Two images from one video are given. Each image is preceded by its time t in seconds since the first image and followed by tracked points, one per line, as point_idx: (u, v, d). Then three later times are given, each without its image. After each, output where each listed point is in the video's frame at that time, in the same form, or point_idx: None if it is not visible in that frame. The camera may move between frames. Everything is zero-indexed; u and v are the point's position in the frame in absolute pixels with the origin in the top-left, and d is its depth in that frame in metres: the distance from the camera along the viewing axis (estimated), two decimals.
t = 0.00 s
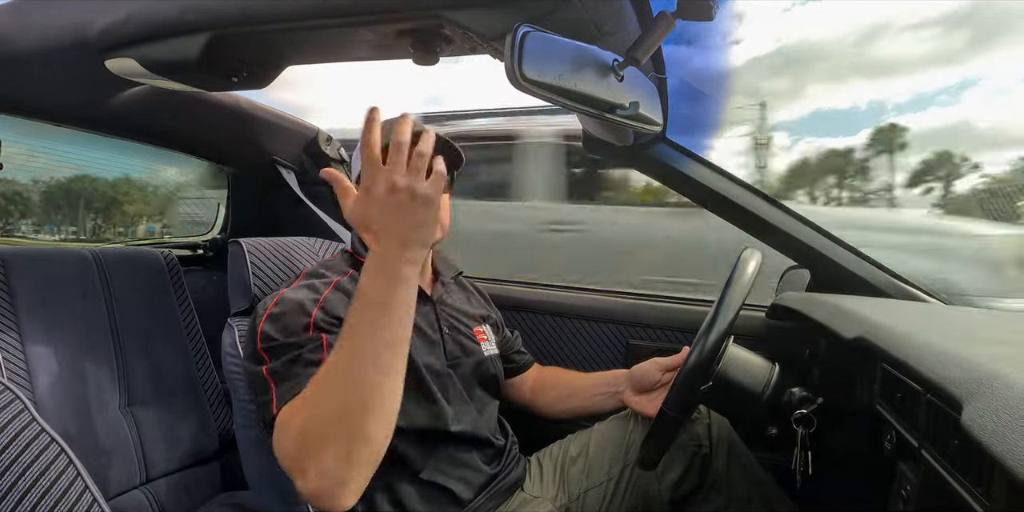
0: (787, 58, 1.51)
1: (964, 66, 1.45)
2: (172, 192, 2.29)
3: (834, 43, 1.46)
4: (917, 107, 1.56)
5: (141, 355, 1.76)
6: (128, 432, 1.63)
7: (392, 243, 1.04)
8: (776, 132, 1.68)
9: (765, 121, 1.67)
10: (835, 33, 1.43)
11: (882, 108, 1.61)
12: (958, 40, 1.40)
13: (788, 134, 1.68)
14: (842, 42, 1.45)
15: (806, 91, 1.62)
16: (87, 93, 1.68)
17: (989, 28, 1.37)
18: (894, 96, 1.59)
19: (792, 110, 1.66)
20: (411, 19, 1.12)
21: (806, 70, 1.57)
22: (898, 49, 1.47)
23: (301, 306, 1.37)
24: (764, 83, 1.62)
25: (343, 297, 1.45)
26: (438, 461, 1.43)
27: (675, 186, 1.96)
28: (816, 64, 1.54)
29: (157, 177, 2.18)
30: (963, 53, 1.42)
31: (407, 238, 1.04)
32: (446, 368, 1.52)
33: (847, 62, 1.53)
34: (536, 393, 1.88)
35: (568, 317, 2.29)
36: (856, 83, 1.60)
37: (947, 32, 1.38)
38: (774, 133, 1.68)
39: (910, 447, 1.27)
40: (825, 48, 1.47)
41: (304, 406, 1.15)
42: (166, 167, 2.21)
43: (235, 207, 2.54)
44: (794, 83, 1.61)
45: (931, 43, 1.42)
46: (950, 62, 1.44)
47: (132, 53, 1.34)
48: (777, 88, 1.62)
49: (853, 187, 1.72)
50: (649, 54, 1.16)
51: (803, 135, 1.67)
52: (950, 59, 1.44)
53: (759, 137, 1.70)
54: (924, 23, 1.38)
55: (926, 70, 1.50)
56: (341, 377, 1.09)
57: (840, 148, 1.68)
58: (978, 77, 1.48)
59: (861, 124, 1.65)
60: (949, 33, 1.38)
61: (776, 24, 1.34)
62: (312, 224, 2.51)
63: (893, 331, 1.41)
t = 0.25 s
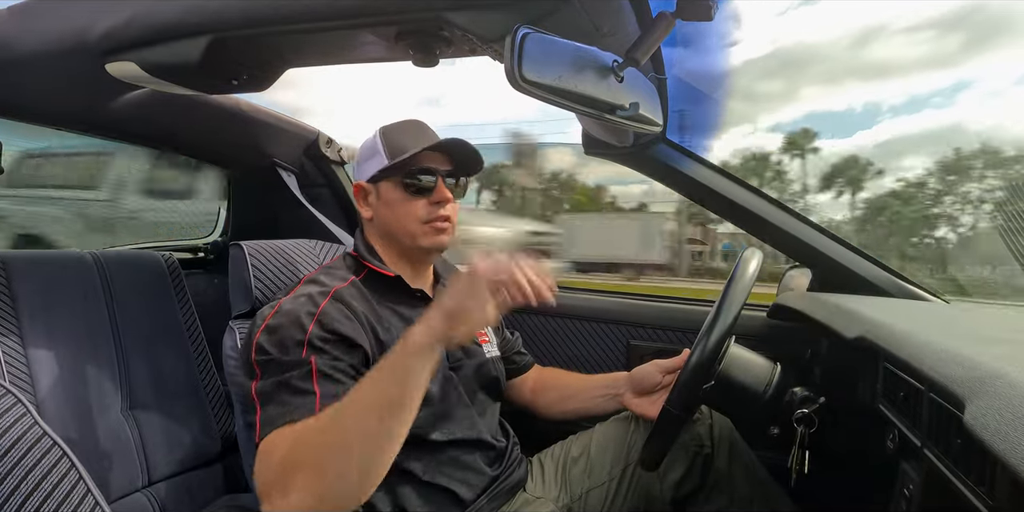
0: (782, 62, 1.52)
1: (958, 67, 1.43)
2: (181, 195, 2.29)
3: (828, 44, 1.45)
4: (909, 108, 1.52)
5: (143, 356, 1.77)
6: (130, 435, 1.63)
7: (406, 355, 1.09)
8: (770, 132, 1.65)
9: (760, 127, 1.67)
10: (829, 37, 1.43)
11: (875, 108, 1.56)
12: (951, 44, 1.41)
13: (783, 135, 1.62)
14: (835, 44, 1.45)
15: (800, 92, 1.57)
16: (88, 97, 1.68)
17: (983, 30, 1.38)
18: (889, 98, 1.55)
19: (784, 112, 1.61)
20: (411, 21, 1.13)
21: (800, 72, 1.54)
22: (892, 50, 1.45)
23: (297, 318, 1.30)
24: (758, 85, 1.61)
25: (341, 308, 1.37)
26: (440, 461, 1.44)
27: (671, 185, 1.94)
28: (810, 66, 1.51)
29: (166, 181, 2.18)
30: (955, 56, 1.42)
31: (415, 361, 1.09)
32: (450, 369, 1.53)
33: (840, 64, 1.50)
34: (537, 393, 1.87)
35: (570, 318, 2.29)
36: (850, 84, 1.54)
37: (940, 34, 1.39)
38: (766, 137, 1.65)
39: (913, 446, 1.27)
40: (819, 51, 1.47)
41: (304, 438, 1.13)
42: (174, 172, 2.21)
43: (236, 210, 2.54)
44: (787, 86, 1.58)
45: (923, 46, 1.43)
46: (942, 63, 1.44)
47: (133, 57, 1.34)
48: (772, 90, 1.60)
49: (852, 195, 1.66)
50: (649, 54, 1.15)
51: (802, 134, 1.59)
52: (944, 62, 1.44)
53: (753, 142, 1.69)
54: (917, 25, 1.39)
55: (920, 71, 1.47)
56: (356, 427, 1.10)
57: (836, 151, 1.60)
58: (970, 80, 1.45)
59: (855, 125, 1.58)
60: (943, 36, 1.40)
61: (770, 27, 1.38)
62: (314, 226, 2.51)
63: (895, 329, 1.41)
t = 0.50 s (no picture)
0: (777, 62, 1.61)
1: (952, 69, 1.51)
2: (176, 193, 2.30)
3: (822, 45, 1.54)
4: (905, 109, 1.62)
5: (144, 355, 1.77)
6: (130, 434, 1.63)
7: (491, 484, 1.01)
8: (767, 133, 1.80)
9: (755, 128, 1.80)
10: (825, 37, 1.52)
11: (870, 110, 1.67)
12: (943, 46, 1.49)
13: (778, 136, 1.78)
14: (832, 44, 1.54)
15: (796, 93, 1.70)
16: (87, 95, 1.67)
17: (977, 32, 1.45)
18: (883, 99, 1.65)
19: (779, 113, 1.75)
20: (411, 19, 1.12)
21: (794, 75, 1.65)
22: (886, 52, 1.54)
23: (300, 324, 1.29)
24: (745, 84, 1.71)
25: (344, 311, 1.36)
26: (438, 461, 1.44)
27: (671, 184, 1.96)
28: (807, 67, 1.62)
29: (163, 179, 2.21)
30: (950, 58, 1.51)
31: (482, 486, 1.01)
32: (452, 366, 1.53)
33: (834, 64, 1.60)
34: (536, 392, 1.87)
35: (570, 317, 2.29)
36: (843, 87, 1.65)
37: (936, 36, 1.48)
38: (757, 140, 1.81)
39: (912, 447, 1.27)
40: (814, 51, 1.56)
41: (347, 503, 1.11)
42: (171, 171, 2.24)
43: (236, 208, 2.54)
44: (782, 86, 1.69)
45: (919, 48, 1.52)
46: (937, 66, 1.53)
47: (132, 55, 1.34)
48: (766, 91, 1.71)
49: (844, 186, 1.76)
50: (650, 53, 1.15)
51: (790, 138, 1.76)
52: (935, 64, 1.53)
53: (745, 142, 1.84)
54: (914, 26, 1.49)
55: (913, 73, 1.56)
56: None
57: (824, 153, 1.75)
58: (963, 82, 1.52)
59: (848, 126, 1.70)
60: (935, 38, 1.48)
61: (766, 27, 1.43)
62: (314, 224, 2.51)
63: (896, 330, 1.41)
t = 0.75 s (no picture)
0: (769, 65, 1.66)
1: (946, 71, 1.58)
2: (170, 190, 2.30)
3: (818, 48, 1.60)
4: (901, 112, 1.66)
5: (144, 354, 1.77)
6: (130, 433, 1.63)
7: None
8: (764, 135, 1.83)
9: (752, 129, 1.83)
10: (819, 40, 1.58)
11: (867, 112, 1.70)
12: (936, 49, 1.56)
13: (775, 138, 1.81)
14: (826, 48, 1.60)
15: (792, 95, 1.74)
16: (86, 94, 1.67)
17: (970, 36, 1.52)
18: (878, 102, 1.68)
19: (778, 113, 1.78)
20: (411, 19, 1.12)
21: (791, 77, 1.71)
22: (880, 55, 1.59)
23: (303, 323, 1.29)
24: (739, 87, 1.74)
25: (346, 310, 1.36)
26: (438, 461, 1.44)
27: (671, 184, 1.96)
28: (802, 70, 1.68)
29: (156, 174, 2.20)
30: (943, 60, 1.57)
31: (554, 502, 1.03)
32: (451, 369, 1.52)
33: (828, 69, 1.66)
34: (535, 392, 1.87)
35: (569, 317, 2.29)
36: (838, 90, 1.70)
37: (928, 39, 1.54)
38: (755, 140, 1.84)
39: (911, 446, 1.27)
40: (809, 55, 1.62)
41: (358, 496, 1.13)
42: (165, 168, 2.24)
43: (235, 208, 2.54)
44: (779, 89, 1.74)
45: (913, 50, 1.57)
46: (929, 67, 1.59)
47: (132, 54, 1.34)
48: (763, 94, 1.75)
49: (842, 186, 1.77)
50: (649, 53, 1.16)
51: (787, 141, 1.80)
52: (929, 67, 1.59)
53: (743, 142, 1.86)
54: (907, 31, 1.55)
55: (908, 76, 1.61)
56: None
57: (823, 153, 1.78)
58: (957, 85, 1.58)
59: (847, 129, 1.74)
60: (928, 41, 1.54)
61: (762, 29, 1.48)
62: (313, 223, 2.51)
63: (894, 329, 1.41)
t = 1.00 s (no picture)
0: (768, 68, 1.68)
1: (942, 74, 1.57)
2: (171, 192, 2.31)
3: (815, 51, 1.62)
4: (895, 116, 1.67)
5: (143, 355, 1.76)
6: (129, 434, 1.63)
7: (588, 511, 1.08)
8: (760, 137, 1.85)
9: (750, 131, 1.85)
10: (817, 43, 1.59)
11: (861, 115, 1.72)
12: (931, 52, 1.56)
13: (772, 141, 1.84)
14: (822, 50, 1.61)
15: (789, 97, 1.76)
16: (85, 94, 1.67)
17: (964, 38, 1.52)
18: (874, 105, 1.70)
19: (774, 116, 1.82)
20: (411, 19, 1.12)
21: (787, 79, 1.72)
22: (877, 57, 1.61)
23: (294, 324, 1.29)
24: (738, 90, 1.77)
25: (338, 309, 1.36)
26: (437, 462, 1.44)
27: (672, 185, 1.96)
28: (799, 73, 1.70)
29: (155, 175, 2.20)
30: (938, 64, 1.57)
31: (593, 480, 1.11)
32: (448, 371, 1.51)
33: (824, 70, 1.67)
34: (534, 391, 1.87)
35: (568, 316, 2.29)
36: (835, 92, 1.72)
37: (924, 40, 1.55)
38: (752, 142, 1.86)
39: (911, 445, 1.27)
40: (807, 58, 1.64)
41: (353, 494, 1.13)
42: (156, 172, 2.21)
43: (234, 208, 2.54)
44: (774, 91, 1.75)
45: (908, 54, 1.59)
46: (921, 72, 1.60)
47: (131, 54, 1.34)
48: (759, 96, 1.77)
49: (841, 187, 1.79)
50: (649, 53, 1.16)
51: (784, 142, 1.82)
52: (926, 70, 1.59)
53: (742, 144, 1.87)
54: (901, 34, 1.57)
55: (904, 78, 1.63)
56: None
57: (818, 155, 1.80)
58: (954, 87, 1.57)
59: (842, 132, 1.75)
60: (924, 44, 1.55)
61: (759, 32, 1.50)
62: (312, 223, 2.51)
63: (893, 329, 1.41)
